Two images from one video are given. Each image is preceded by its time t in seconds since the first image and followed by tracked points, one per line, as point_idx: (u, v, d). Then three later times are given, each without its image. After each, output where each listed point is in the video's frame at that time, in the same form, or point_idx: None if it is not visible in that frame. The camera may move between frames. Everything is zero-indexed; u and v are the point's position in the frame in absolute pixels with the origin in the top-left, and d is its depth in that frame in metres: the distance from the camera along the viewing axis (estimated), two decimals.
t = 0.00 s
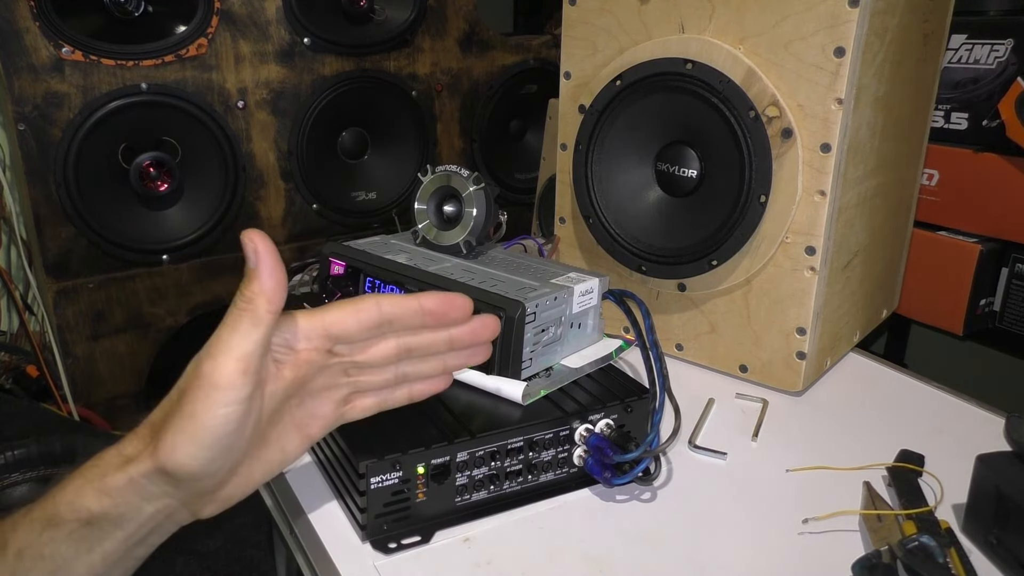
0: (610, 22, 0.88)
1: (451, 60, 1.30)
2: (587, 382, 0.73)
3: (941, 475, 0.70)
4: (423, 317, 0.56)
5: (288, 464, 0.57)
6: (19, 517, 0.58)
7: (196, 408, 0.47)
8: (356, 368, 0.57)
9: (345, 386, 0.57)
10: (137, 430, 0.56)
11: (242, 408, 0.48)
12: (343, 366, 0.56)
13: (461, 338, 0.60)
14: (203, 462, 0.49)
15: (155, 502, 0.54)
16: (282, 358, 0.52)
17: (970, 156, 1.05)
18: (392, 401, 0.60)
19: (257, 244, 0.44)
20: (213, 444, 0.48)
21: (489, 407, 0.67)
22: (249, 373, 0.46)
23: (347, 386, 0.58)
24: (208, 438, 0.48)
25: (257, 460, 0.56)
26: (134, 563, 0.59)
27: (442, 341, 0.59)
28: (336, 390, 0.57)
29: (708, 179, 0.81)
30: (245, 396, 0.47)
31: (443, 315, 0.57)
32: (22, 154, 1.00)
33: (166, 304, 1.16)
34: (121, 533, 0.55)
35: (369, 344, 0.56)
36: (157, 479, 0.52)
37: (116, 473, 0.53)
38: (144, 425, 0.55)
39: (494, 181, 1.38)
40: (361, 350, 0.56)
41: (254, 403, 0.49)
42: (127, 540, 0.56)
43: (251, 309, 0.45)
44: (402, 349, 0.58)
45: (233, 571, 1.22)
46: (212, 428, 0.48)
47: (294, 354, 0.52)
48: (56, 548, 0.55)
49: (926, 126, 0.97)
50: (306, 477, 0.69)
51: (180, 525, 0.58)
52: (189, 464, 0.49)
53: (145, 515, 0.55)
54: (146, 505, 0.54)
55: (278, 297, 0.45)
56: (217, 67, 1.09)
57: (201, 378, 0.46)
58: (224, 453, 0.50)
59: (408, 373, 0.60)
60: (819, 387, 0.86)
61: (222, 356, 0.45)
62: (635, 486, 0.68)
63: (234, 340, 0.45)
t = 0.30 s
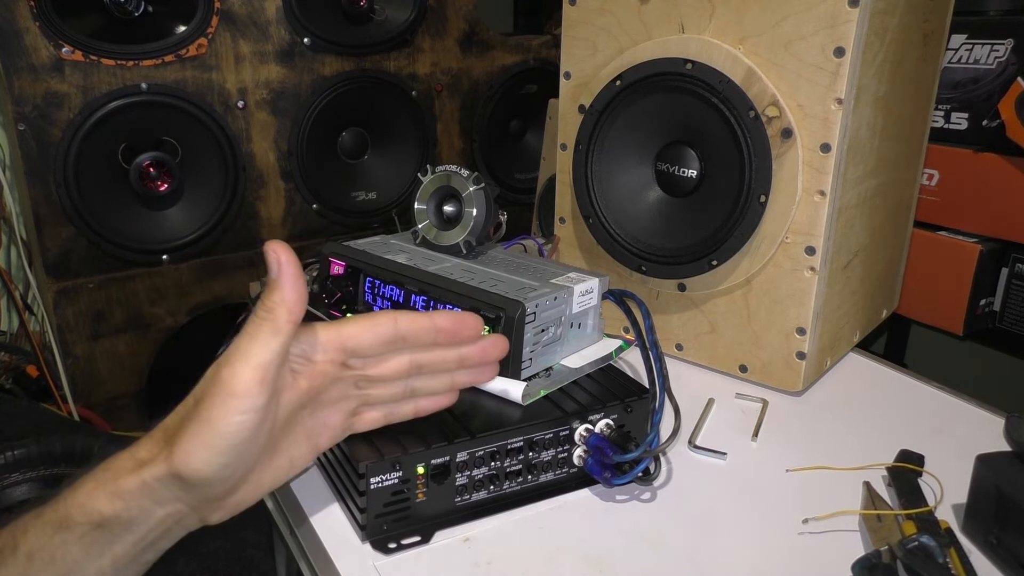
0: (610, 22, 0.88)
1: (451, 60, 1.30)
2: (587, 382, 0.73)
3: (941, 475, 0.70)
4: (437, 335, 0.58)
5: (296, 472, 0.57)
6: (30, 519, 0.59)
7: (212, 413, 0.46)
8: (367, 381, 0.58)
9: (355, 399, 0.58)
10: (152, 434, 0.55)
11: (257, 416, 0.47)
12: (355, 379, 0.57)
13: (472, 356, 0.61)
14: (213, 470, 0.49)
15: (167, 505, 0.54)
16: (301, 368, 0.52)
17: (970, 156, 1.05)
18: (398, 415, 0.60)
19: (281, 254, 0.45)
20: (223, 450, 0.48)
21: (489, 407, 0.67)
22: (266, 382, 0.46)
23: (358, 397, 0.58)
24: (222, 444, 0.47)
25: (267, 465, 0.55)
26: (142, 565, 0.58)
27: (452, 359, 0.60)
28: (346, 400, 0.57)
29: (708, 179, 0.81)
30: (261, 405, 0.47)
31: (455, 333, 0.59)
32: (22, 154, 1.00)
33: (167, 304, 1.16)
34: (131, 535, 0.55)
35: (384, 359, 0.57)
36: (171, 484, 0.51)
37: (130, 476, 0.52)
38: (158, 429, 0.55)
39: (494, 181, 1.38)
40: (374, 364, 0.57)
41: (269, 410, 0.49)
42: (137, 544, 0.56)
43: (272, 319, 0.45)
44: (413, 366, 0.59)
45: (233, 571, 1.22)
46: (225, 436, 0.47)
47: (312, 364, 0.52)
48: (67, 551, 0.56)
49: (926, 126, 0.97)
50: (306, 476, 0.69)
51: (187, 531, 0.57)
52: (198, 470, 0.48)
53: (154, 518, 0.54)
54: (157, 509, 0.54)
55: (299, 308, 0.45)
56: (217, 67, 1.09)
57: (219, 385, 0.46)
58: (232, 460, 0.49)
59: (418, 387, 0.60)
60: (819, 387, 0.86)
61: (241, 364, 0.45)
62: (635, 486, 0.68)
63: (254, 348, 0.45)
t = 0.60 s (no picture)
0: (610, 22, 0.88)
1: (451, 60, 1.30)
2: (587, 382, 0.73)
3: (940, 475, 0.70)
4: (440, 338, 0.58)
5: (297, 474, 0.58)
6: (31, 519, 0.59)
7: (214, 412, 0.46)
8: (370, 384, 0.58)
9: (357, 401, 0.58)
10: (152, 434, 0.55)
11: (260, 417, 0.48)
12: (357, 381, 0.57)
13: (475, 360, 0.61)
14: (215, 470, 0.49)
15: (167, 505, 0.54)
16: (303, 370, 0.53)
17: (970, 156, 1.05)
18: (400, 419, 0.61)
19: (285, 253, 0.46)
20: (225, 451, 0.48)
21: (489, 407, 0.67)
22: (270, 383, 0.47)
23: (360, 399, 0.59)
24: (224, 445, 0.48)
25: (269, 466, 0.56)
26: (143, 565, 0.59)
27: (455, 363, 0.61)
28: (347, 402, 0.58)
29: (708, 179, 0.81)
30: (264, 406, 0.47)
31: (458, 336, 0.59)
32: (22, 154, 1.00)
33: (167, 304, 1.16)
34: (129, 536, 0.55)
35: (388, 361, 0.58)
36: (171, 485, 0.52)
37: (130, 476, 0.53)
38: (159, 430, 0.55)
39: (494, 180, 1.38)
40: (377, 366, 0.58)
41: (271, 412, 0.49)
42: (136, 545, 0.56)
43: (277, 320, 0.46)
44: (416, 368, 0.59)
45: (233, 571, 1.22)
46: (228, 436, 0.47)
47: (314, 365, 0.54)
48: (67, 551, 0.56)
49: (926, 126, 0.97)
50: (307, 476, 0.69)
51: (188, 531, 0.57)
52: (200, 469, 0.49)
53: (155, 519, 0.54)
54: (157, 510, 0.54)
55: (303, 309, 0.46)
56: (217, 66, 1.09)
57: (222, 386, 0.46)
58: (234, 461, 0.50)
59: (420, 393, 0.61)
60: (819, 388, 0.86)
61: (246, 363, 0.46)
62: (635, 486, 0.68)
63: (257, 349, 0.46)
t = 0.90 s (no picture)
0: (610, 22, 0.88)
1: (451, 60, 1.30)
2: (587, 382, 0.73)
3: (941, 475, 0.70)
4: (406, 292, 0.60)
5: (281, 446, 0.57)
6: (18, 506, 0.59)
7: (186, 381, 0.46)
8: (342, 344, 0.60)
9: (331, 364, 0.60)
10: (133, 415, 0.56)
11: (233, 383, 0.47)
12: (328, 343, 0.59)
13: (444, 312, 0.63)
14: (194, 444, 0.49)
15: (152, 486, 0.54)
16: (271, 334, 0.53)
17: (971, 156, 1.05)
18: (377, 378, 0.62)
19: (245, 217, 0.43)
20: (203, 422, 0.48)
21: (489, 408, 0.67)
22: (238, 349, 0.45)
23: (335, 361, 0.60)
24: (199, 414, 0.48)
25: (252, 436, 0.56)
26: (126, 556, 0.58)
27: (426, 316, 0.62)
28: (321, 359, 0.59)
29: (708, 179, 0.81)
30: (236, 372, 0.46)
31: (425, 290, 0.62)
32: (22, 154, 1.00)
33: (167, 304, 1.16)
34: (114, 518, 0.55)
35: (358, 318, 0.59)
36: (152, 460, 0.52)
37: (112, 457, 0.53)
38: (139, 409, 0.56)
39: (494, 181, 1.38)
40: (346, 326, 0.59)
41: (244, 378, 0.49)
42: (122, 528, 0.56)
43: (238, 285, 0.43)
44: (385, 326, 0.61)
45: (233, 570, 1.22)
46: (203, 405, 0.47)
47: (281, 330, 0.54)
48: (52, 535, 0.55)
49: (926, 126, 0.97)
50: (307, 476, 0.69)
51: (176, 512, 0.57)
52: (180, 442, 0.49)
53: (140, 500, 0.55)
54: (144, 490, 0.54)
55: (265, 272, 0.44)
56: (217, 66, 1.09)
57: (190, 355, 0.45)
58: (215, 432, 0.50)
59: (394, 351, 0.62)
60: (819, 388, 0.86)
61: (212, 331, 0.44)
62: (635, 486, 0.68)
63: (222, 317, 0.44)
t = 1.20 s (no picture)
0: (610, 22, 0.88)
1: (451, 60, 1.30)
2: (587, 382, 0.73)
3: (940, 474, 0.70)
4: (161, 99, 0.51)
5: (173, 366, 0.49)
6: None
7: None
8: (131, 214, 0.51)
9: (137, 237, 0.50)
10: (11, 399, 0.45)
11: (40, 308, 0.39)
12: (115, 214, 0.50)
13: (215, 106, 0.53)
14: (113, 423, 0.41)
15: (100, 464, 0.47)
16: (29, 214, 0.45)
17: (972, 156, 1.05)
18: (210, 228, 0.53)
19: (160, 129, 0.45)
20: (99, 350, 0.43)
21: (489, 408, 0.67)
22: None
23: (143, 234, 0.51)
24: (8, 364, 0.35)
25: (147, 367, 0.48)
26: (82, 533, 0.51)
27: (200, 121, 0.52)
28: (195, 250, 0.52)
29: (708, 179, 0.81)
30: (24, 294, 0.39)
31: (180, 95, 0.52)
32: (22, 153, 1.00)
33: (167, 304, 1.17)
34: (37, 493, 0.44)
35: (116, 168, 0.50)
36: None
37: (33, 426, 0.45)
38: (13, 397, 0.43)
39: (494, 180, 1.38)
40: (107, 186, 0.50)
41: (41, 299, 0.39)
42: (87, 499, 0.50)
43: None
44: (162, 160, 0.52)
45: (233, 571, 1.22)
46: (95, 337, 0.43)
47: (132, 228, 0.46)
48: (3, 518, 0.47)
49: (926, 126, 0.97)
50: (307, 477, 0.69)
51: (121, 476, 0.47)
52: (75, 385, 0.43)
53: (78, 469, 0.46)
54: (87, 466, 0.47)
55: None
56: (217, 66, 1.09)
57: None
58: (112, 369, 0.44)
59: (200, 186, 0.53)
60: (819, 388, 0.86)
61: None
62: (635, 486, 0.68)
63: None
